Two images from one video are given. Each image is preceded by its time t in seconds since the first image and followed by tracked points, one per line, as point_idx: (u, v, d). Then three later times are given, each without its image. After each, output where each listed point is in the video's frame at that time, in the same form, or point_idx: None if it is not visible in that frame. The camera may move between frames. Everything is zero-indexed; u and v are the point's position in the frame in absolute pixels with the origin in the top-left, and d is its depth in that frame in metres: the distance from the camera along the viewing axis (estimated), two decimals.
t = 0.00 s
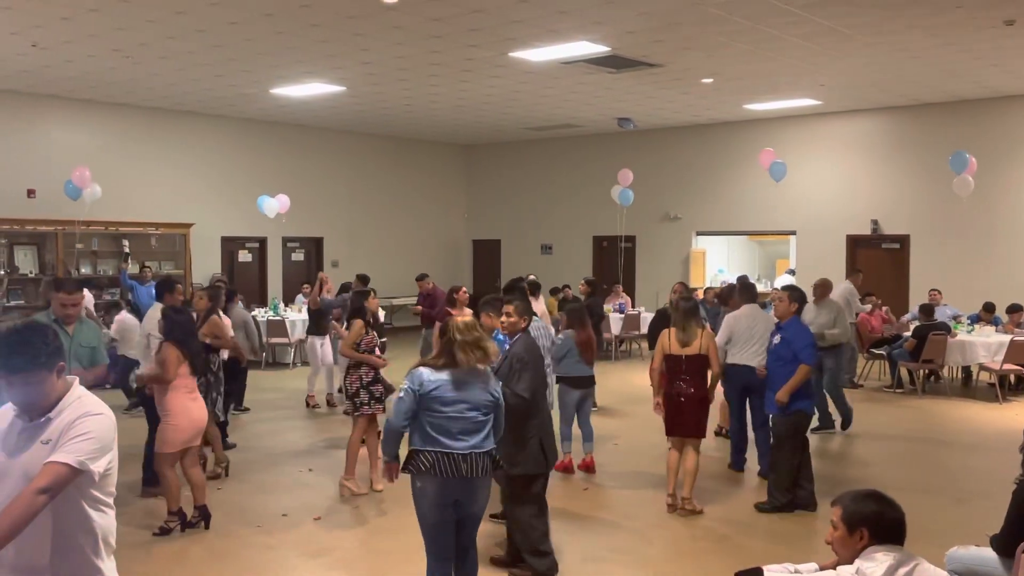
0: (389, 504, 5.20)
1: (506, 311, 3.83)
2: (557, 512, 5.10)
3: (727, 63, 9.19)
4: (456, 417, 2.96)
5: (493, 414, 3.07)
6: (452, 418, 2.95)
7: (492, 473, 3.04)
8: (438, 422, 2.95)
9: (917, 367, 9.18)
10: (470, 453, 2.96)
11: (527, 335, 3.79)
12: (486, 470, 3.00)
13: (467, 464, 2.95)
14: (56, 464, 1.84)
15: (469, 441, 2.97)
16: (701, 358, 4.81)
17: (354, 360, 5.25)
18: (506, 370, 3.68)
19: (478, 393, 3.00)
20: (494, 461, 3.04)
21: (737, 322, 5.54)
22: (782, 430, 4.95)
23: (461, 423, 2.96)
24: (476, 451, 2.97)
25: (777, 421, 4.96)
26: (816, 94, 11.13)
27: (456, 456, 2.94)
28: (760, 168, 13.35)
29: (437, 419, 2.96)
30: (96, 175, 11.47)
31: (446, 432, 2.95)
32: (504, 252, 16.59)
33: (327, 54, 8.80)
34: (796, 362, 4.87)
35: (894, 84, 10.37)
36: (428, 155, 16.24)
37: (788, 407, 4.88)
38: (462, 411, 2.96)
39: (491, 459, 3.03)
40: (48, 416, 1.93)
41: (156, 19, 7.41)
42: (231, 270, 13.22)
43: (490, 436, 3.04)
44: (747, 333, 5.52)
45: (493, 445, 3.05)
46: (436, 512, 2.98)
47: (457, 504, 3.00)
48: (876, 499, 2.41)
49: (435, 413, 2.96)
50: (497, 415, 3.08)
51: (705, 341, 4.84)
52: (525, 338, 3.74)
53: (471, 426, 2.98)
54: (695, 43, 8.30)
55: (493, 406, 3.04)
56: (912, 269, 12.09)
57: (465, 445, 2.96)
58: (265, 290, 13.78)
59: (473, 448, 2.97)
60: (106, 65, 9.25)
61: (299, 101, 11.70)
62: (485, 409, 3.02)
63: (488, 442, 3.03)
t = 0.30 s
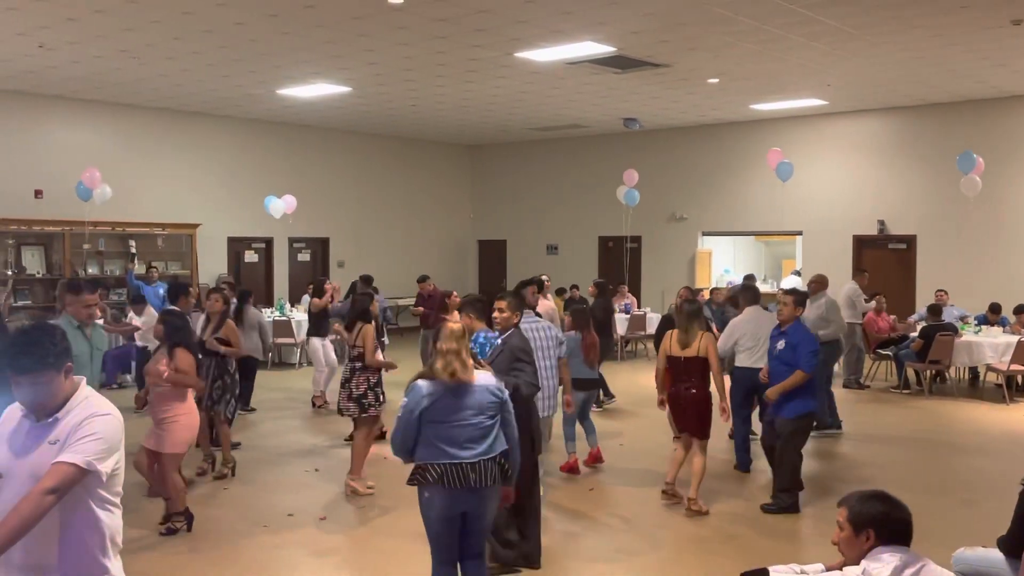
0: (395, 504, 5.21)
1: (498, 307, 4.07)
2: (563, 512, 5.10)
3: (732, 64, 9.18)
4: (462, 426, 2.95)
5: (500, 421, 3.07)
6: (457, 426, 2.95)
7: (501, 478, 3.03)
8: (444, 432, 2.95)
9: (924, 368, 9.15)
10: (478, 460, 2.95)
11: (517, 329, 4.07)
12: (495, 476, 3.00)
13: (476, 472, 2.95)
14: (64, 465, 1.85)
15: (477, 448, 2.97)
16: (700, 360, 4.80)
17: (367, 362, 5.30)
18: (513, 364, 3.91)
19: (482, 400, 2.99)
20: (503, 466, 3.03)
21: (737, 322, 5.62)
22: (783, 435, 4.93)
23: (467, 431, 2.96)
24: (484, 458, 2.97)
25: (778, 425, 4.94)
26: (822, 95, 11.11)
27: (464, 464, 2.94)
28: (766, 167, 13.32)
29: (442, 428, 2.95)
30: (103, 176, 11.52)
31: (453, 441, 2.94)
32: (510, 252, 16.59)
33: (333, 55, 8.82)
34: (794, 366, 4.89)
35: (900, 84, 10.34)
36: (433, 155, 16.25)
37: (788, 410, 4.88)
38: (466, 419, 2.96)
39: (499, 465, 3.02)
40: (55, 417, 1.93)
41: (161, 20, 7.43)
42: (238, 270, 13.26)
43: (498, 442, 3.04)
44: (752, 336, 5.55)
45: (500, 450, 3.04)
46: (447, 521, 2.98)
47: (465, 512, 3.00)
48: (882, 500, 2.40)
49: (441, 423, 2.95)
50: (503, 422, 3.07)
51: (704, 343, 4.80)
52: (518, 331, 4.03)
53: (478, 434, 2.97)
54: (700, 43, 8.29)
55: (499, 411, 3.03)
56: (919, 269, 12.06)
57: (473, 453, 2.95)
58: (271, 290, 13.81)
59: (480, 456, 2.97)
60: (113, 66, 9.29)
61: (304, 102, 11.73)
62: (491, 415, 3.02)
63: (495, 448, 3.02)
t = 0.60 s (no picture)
0: (401, 504, 5.22)
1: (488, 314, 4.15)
2: (569, 512, 5.09)
3: (739, 63, 9.16)
4: (471, 428, 2.94)
5: (512, 422, 3.03)
6: (466, 429, 2.94)
7: (515, 481, 3.00)
8: (452, 434, 2.94)
9: (932, 369, 9.12)
10: (488, 463, 2.94)
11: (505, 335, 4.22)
12: (506, 479, 2.98)
13: (486, 475, 2.93)
14: (72, 463, 1.85)
15: (486, 450, 2.95)
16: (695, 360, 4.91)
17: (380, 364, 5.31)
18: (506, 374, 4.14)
19: (491, 401, 2.97)
20: (516, 469, 3.01)
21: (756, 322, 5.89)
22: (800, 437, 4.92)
23: (476, 434, 2.95)
24: (494, 460, 2.95)
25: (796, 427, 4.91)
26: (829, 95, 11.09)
27: (473, 467, 2.93)
28: (773, 167, 13.29)
29: (450, 431, 2.95)
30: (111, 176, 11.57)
31: (462, 444, 2.94)
32: (516, 252, 16.59)
33: (339, 55, 8.83)
34: (816, 367, 4.87)
35: (908, 84, 10.30)
36: (440, 155, 16.26)
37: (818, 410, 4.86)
38: (475, 421, 2.94)
39: (512, 467, 3.00)
40: (63, 415, 1.94)
41: (170, 21, 7.46)
42: (245, 270, 13.30)
43: (509, 444, 3.01)
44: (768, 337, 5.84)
45: (513, 452, 3.01)
46: (459, 524, 2.98)
47: (479, 517, 2.99)
48: (889, 501, 2.39)
49: (448, 426, 2.95)
50: (516, 424, 3.03)
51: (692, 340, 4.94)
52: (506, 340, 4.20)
53: (487, 436, 2.95)
54: (707, 43, 8.28)
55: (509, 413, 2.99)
56: (926, 269, 12.01)
57: (482, 456, 2.94)
58: (278, 290, 13.84)
59: (489, 458, 2.95)
60: (121, 67, 9.33)
61: (311, 102, 11.76)
62: (501, 416, 2.99)
63: (506, 451, 2.99)
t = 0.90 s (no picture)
0: (407, 503, 5.23)
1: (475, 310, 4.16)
2: (576, 512, 5.09)
3: (747, 63, 9.14)
4: (466, 423, 2.94)
5: (512, 424, 3.01)
6: (461, 423, 2.94)
7: (505, 483, 2.98)
8: (446, 426, 2.95)
9: (941, 370, 9.07)
10: (478, 460, 2.93)
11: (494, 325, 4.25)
12: (496, 479, 2.96)
13: (475, 471, 2.93)
14: (81, 462, 1.86)
15: (478, 447, 2.95)
16: (691, 355, 5.05)
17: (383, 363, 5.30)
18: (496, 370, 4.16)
19: (490, 398, 2.96)
20: (508, 470, 2.98)
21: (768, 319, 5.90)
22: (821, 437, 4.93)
23: (470, 429, 2.94)
24: (485, 459, 2.94)
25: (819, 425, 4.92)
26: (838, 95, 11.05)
27: (463, 462, 2.93)
28: (782, 167, 13.25)
29: (445, 423, 2.96)
30: (120, 176, 11.62)
31: (455, 437, 2.95)
32: (523, 252, 16.59)
33: (347, 55, 8.84)
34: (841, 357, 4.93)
35: (917, 84, 10.27)
36: (447, 155, 16.27)
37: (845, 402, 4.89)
38: (471, 417, 2.94)
39: (504, 469, 2.97)
40: (72, 413, 1.95)
41: (178, 21, 7.48)
42: (253, 270, 13.33)
43: (504, 445, 2.99)
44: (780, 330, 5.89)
45: (507, 454, 2.99)
46: (445, 517, 2.99)
47: (468, 512, 3.00)
48: (898, 502, 2.38)
49: (443, 419, 2.96)
50: (516, 425, 3.00)
51: (693, 335, 5.06)
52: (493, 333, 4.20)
53: (481, 433, 2.95)
54: (715, 43, 8.26)
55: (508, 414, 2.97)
56: (935, 269, 11.96)
57: (473, 452, 2.94)
58: (285, 289, 13.87)
59: (481, 456, 2.94)
60: (130, 67, 9.36)
61: (319, 103, 11.78)
62: (500, 416, 2.97)
63: (501, 452, 2.97)
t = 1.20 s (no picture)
0: (414, 504, 5.23)
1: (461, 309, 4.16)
2: (582, 513, 5.07)
3: (755, 63, 9.11)
4: (460, 428, 2.96)
5: (509, 430, 2.99)
6: (456, 429, 2.96)
7: (498, 492, 2.95)
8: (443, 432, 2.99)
9: (949, 371, 9.03)
10: (470, 466, 2.93)
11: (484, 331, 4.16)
12: (489, 487, 2.94)
13: (465, 478, 2.93)
14: (90, 463, 1.87)
15: (471, 454, 2.94)
16: (690, 361, 5.04)
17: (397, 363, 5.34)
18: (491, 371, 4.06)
19: (486, 405, 2.96)
20: (501, 480, 2.95)
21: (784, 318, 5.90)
22: (836, 446, 4.92)
23: (464, 435, 2.96)
24: (477, 466, 2.93)
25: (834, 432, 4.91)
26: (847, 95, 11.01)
27: (456, 468, 2.94)
28: (790, 168, 13.21)
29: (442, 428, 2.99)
30: (129, 177, 11.66)
31: (449, 442, 2.97)
32: (530, 253, 16.58)
33: (354, 56, 8.85)
34: (851, 364, 4.88)
35: (925, 85, 10.22)
36: (454, 156, 16.28)
37: (852, 409, 4.87)
38: (464, 422, 2.96)
39: (496, 477, 2.95)
40: (81, 414, 1.95)
41: (186, 22, 7.50)
42: (260, 270, 13.36)
43: (500, 453, 2.97)
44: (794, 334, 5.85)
45: (501, 462, 2.96)
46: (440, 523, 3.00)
47: (465, 520, 2.99)
48: (907, 504, 2.37)
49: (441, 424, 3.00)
50: (512, 432, 2.98)
51: (694, 343, 5.04)
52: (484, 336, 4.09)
53: (474, 439, 2.95)
54: (723, 43, 8.24)
55: (502, 419, 2.96)
56: (943, 270, 11.91)
57: (465, 458, 2.94)
58: (293, 290, 13.89)
59: (474, 462, 2.94)
60: (138, 68, 9.39)
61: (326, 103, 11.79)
62: (494, 423, 2.96)
63: (495, 459, 2.96)
